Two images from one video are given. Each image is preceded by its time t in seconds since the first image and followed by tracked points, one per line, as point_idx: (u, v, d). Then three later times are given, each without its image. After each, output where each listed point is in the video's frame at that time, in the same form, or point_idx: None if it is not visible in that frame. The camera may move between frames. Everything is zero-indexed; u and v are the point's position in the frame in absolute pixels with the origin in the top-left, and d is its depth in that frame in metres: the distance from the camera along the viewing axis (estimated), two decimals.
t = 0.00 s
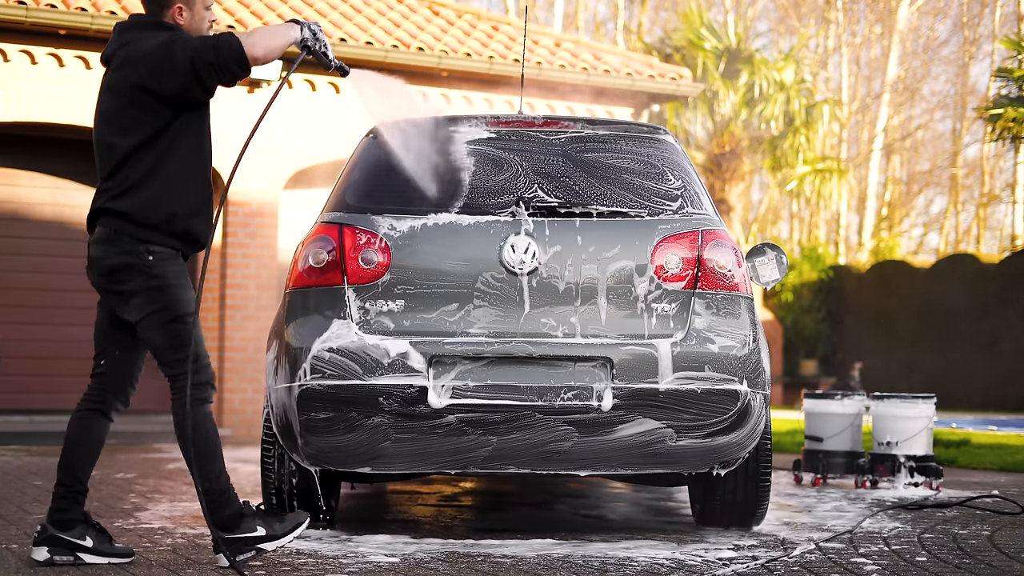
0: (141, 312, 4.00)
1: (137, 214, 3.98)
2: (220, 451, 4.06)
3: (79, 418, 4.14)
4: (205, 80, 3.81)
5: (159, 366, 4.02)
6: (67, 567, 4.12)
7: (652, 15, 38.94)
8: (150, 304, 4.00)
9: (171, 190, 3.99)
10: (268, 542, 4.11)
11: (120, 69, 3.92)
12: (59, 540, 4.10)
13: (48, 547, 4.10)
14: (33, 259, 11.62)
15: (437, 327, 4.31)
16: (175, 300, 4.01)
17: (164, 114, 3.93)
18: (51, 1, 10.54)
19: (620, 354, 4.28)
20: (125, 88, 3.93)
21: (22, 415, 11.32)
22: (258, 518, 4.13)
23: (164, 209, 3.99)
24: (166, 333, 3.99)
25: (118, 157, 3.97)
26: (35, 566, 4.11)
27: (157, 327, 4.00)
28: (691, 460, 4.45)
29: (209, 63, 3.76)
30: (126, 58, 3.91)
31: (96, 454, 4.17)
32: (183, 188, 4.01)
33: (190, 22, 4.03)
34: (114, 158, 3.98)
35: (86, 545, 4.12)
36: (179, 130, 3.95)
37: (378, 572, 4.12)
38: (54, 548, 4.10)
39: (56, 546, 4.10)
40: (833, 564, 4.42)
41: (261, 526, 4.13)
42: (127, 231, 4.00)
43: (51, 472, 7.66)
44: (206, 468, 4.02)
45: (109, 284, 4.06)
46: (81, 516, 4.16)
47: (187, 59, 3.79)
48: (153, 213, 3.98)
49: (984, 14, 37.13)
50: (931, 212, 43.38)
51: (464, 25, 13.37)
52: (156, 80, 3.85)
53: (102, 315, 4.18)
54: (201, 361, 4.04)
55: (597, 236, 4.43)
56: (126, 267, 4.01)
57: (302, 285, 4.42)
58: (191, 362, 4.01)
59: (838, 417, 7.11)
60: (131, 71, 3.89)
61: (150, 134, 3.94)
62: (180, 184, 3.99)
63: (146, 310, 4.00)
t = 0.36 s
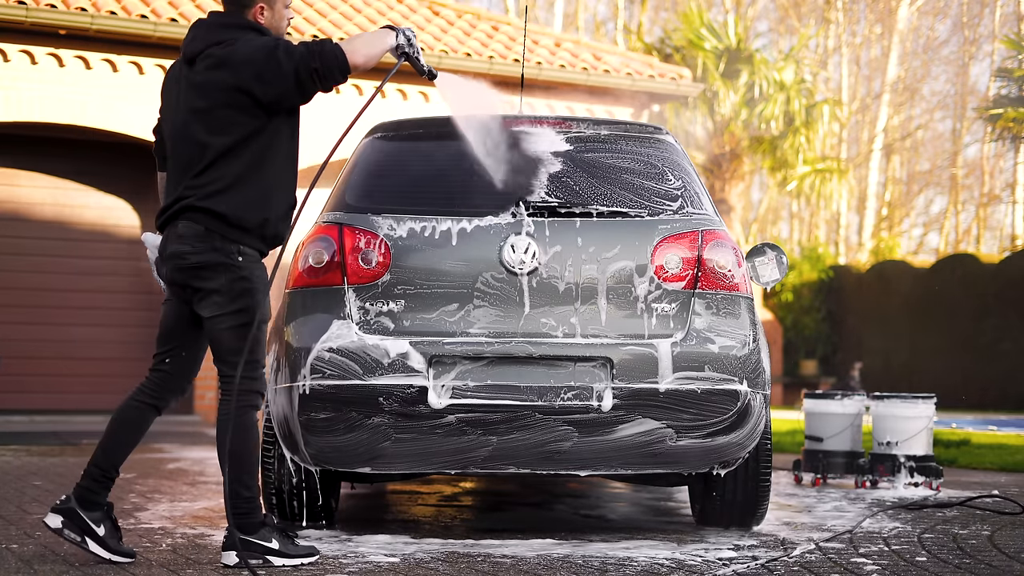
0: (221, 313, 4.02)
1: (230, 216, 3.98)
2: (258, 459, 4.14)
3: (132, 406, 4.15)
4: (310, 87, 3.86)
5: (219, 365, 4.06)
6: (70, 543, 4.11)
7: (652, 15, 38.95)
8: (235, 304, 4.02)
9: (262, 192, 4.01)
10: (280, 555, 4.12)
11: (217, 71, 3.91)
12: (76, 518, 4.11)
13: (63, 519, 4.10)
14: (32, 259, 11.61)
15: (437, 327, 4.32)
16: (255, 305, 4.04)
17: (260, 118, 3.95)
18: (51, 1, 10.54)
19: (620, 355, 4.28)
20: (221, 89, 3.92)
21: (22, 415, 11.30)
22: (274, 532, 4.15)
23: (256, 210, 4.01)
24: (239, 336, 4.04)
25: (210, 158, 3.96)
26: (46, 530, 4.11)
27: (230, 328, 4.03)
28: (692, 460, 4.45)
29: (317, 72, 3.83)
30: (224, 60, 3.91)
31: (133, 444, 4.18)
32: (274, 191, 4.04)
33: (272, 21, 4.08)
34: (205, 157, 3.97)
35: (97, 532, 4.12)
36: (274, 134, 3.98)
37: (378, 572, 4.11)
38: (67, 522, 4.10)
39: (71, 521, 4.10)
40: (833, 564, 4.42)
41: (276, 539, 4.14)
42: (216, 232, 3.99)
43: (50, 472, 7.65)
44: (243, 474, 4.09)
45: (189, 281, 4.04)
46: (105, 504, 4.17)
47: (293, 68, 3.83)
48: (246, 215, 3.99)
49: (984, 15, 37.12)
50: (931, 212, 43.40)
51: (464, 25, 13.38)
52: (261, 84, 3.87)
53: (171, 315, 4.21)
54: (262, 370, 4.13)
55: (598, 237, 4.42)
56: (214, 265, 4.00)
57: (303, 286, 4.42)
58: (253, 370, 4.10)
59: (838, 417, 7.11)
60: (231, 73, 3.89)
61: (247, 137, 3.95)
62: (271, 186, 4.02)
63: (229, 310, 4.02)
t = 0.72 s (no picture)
0: (247, 308, 4.00)
1: (275, 214, 3.97)
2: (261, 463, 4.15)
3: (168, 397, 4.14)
4: (373, 93, 3.92)
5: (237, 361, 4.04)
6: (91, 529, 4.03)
7: (652, 15, 38.94)
8: (262, 302, 4.00)
9: (307, 193, 4.02)
10: (280, 556, 4.13)
11: (280, 69, 3.91)
12: (107, 505, 4.03)
13: (95, 503, 4.02)
14: (32, 259, 11.61)
15: (437, 327, 4.32)
16: (282, 305, 4.03)
17: (315, 118, 3.97)
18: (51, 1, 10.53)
19: (620, 355, 4.28)
20: (281, 88, 3.91)
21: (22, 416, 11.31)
22: (275, 532, 4.17)
23: (298, 211, 4.01)
24: (262, 334, 4.02)
25: (261, 154, 3.95)
26: (74, 510, 3.99)
27: (254, 325, 4.01)
28: (692, 460, 4.45)
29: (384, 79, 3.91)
30: (288, 58, 3.90)
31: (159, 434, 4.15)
32: (317, 191, 4.05)
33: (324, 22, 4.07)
34: (254, 153, 3.95)
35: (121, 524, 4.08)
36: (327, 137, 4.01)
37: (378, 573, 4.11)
38: (98, 506, 4.02)
39: (103, 507, 4.02)
40: (834, 564, 4.41)
41: (277, 540, 4.15)
42: (257, 228, 3.98)
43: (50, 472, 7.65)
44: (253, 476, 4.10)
45: (220, 275, 4.02)
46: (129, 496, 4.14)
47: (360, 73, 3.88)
48: (289, 214, 3.99)
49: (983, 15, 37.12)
50: (931, 212, 43.41)
51: (464, 25, 13.38)
52: (325, 87, 3.90)
53: (196, 313, 4.19)
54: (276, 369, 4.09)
55: (600, 239, 4.42)
56: (247, 261, 3.98)
57: (304, 286, 4.42)
58: (267, 370, 4.06)
59: (838, 417, 7.11)
60: (295, 73, 3.89)
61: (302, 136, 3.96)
62: (316, 186, 4.04)
63: (257, 307, 4.00)
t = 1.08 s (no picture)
0: (228, 310, 4.01)
1: (254, 216, 3.97)
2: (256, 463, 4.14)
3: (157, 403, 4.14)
4: (353, 104, 3.89)
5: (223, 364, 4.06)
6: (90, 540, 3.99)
7: (651, 15, 38.93)
8: (244, 304, 4.01)
9: (287, 195, 4.02)
10: (280, 557, 4.13)
11: (262, 71, 3.88)
12: (101, 512, 3.99)
13: (87, 513, 3.97)
14: (32, 259, 11.61)
15: (437, 327, 4.32)
16: (265, 306, 4.04)
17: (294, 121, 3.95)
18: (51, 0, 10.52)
19: (620, 355, 4.28)
20: (262, 92, 3.89)
21: (22, 416, 11.32)
22: (275, 532, 4.16)
23: (278, 213, 4.01)
24: (244, 336, 4.03)
25: (240, 156, 3.93)
26: (66, 523, 3.95)
27: (237, 327, 4.02)
28: (692, 460, 4.46)
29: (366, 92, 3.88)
30: (270, 61, 3.88)
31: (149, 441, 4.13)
32: (298, 195, 4.05)
33: (309, 26, 4.07)
34: (234, 155, 3.94)
35: (116, 530, 4.02)
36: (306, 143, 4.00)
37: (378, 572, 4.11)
38: (90, 516, 3.98)
39: (95, 515, 3.98)
40: (834, 564, 4.42)
41: (277, 540, 4.15)
42: (237, 229, 3.98)
43: (50, 472, 7.65)
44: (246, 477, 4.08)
45: (201, 277, 4.03)
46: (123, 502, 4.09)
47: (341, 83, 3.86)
48: (268, 217, 3.99)
49: (983, 15, 37.17)
50: (931, 212, 43.44)
51: (464, 25, 13.37)
52: (305, 93, 3.87)
53: (182, 318, 4.21)
54: (263, 370, 4.10)
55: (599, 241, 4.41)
56: (228, 263, 3.99)
57: (303, 285, 4.42)
58: (252, 372, 4.07)
59: (838, 418, 7.13)
60: (276, 77, 3.87)
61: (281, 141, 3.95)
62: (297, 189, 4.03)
63: (240, 309, 4.01)
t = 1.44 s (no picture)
0: (174, 318, 3.97)
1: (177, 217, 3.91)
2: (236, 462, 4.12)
3: (97, 421, 4.01)
4: (260, 105, 3.85)
5: (184, 372, 4.04)
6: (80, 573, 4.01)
7: (652, 16, 38.96)
8: (188, 310, 3.97)
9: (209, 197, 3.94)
10: (280, 553, 4.18)
11: (167, 70, 3.88)
12: (82, 546, 3.99)
13: (66, 555, 3.98)
14: (32, 259, 11.62)
15: (437, 327, 4.31)
16: (211, 307, 3.98)
17: (208, 125, 3.90)
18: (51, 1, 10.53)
19: (620, 355, 4.28)
20: (169, 92, 3.88)
21: (23, 415, 11.32)
22: (271, 529, 4.19)
23: (204, 214, 3.94)
24: (195, 342, 3.99)
25: (156, 158, 3.90)
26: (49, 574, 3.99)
27: (187, 334, 3.98)
28: (692, 460, 4.47)
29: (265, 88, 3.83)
30: (177, 60, 3.88)
31: (103, 458, 4.02)
32: (224, 199, 3.97)
33: (239, 26, 4.04)
34: (153, 158, 3.91)
35: (102, 553, 4.02)
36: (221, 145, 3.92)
37: (378, 572, 4.11)
38: (70, 556, 3.99)
39: (73, 553, 3.98)
40: (834, 564, 4.41)
41: (274, 536, 4.18)
42: (164, 232, 3.92)
43: (51, 472, 7.66)
44: (224, 480, 4.08)
45: (139, 285, 3.96)
46: (94, 522, 4.04)
47: (243, 82, 3.83)
48: (192, 219, 3.92)
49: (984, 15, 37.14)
50: (930, 212, 43.47)
51: (464, 25, 13.37)
52: (211, 92, 3.84)
53: (119, 318, 4.07)
54: (225, 372, 4.10)
55: (594, 245, 4.42)
56: (164, 271, 3.94)
57: (303, 285, 4.42)
58: (217, 377, 4.08)
59: (838, 417, 7.24)
60: (181, 76, 3.86)
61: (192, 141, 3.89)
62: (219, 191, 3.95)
63: (185, 316, 3.97)
